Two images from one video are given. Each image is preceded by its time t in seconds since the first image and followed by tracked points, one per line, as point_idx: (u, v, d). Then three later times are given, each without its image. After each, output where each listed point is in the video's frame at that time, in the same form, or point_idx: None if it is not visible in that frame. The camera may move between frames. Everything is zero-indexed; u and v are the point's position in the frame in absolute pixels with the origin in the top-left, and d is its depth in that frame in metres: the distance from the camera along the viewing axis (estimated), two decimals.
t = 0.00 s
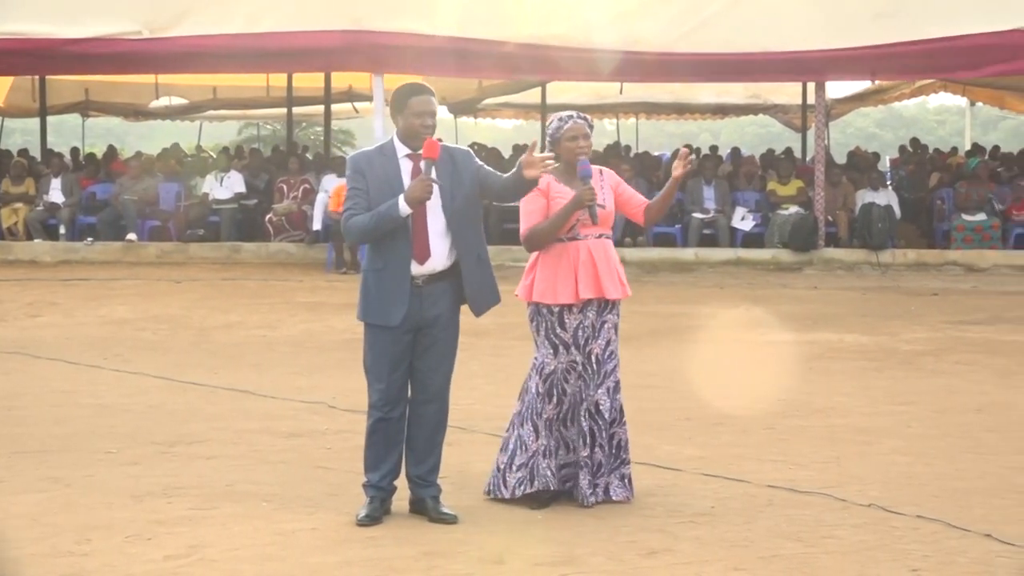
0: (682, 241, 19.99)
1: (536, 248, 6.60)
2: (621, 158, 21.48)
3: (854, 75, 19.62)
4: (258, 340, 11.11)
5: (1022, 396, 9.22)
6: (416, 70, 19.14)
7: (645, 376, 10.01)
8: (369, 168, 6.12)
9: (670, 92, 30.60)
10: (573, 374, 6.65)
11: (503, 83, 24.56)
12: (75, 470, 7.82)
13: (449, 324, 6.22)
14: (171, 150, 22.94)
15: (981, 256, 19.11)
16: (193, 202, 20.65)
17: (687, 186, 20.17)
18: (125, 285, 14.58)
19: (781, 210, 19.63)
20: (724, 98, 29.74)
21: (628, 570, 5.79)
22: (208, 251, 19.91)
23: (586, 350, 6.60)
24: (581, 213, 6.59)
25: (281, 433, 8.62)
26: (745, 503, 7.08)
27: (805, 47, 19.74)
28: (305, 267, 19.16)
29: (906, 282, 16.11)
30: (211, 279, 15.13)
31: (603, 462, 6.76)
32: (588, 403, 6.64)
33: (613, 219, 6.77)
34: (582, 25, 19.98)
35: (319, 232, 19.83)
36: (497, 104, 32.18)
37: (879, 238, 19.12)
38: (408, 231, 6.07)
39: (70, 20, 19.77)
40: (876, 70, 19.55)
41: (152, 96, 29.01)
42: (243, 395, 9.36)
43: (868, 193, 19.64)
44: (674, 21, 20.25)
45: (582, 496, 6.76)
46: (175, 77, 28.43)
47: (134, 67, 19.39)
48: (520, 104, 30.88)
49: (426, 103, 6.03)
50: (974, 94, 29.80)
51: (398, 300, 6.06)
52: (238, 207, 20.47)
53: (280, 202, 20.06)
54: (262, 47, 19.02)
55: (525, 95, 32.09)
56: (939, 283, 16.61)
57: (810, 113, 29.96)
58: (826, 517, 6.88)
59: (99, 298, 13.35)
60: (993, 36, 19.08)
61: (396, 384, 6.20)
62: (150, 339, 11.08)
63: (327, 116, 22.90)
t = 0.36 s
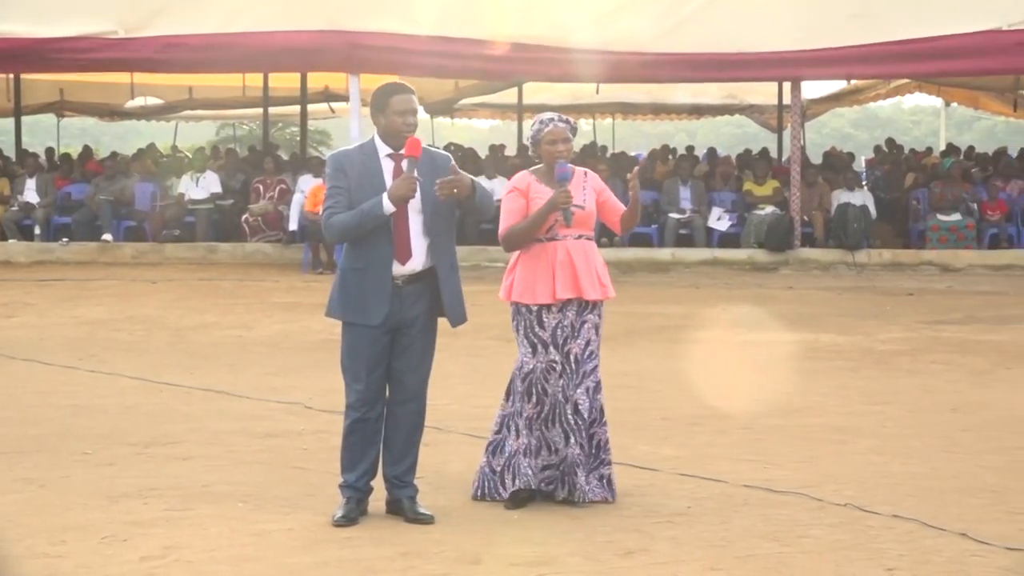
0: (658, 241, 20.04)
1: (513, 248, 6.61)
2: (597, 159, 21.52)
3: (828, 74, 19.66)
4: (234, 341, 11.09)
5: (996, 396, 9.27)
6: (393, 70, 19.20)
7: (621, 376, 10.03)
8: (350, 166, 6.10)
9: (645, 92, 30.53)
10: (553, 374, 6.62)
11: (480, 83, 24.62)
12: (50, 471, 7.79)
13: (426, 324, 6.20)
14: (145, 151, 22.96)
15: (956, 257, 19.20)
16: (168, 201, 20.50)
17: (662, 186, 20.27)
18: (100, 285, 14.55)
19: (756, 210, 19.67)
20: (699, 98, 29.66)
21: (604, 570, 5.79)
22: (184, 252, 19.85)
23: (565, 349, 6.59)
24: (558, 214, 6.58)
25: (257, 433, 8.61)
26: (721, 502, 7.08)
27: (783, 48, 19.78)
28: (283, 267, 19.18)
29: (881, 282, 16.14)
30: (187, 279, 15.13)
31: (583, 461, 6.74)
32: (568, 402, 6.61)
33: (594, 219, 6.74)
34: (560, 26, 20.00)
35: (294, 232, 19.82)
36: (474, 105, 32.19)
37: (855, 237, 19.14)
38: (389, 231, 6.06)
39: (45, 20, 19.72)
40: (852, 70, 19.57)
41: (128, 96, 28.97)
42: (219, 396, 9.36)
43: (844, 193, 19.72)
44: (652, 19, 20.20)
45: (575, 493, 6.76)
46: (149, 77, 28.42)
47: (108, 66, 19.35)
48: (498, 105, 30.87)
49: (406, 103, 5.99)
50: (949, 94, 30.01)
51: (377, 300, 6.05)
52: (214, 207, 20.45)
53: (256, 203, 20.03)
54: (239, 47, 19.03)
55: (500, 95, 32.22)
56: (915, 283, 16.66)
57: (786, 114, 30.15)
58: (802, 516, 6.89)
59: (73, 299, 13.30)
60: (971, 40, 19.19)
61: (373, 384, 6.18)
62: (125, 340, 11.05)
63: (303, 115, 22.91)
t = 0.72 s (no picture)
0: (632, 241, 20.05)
1: (485, 249, 6.62)
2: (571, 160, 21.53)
3: (798, 75, 19.69)
4: (209, 342, 11.06)
5: (969, 396, 9.29)
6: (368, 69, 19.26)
7: (596, 376, 10.04)
8: (328, 166, 6.00)
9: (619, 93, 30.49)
10: (526, 374, 6.61)
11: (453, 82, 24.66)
12: (22, 472, 7.71)
13: (404, 324, 6.16)
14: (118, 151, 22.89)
15: (928, 256, 19.24)
16: (141, 201, 20.48)
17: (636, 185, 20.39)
18: (74, 285, 14.49)
19: (730, 210, 19.71)
20: (674, 98, 29.65)
21: (577, 571, 5.74)
22: (159, 252, 19.83)
23: (538, 349, 6.59)
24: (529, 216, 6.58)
25: (231, 433, 8.57)
26: (695, 501, 7.04)
27: (757, 48, 19.81)
28: (259, 267, 19.18)
29: (854, 282, 16.15)
30: (161, 279, 15.13)
31: (554, 461, 6.71)
32: (539, 402, 6.61)
33: (569, 221, 6.72)
34: (534, 26, 20.07)
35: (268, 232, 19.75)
36: (448, 105, 32.19)
37: (828, 238, 19.23)
38: (370, 231, 6.01)
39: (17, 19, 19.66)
40: (824, 70, 19.65)
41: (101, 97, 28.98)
42: (192, 397, 9.33)
43: (817, 192, 19.82)
44: (622, 22, 20.25)
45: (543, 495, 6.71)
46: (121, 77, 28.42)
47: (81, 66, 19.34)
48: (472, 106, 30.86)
49: (384, 101, 5.96)
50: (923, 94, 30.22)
51: (357, 300, 6.00)
52: (187, 207, 20.37)
53: (229, 203, 19.99)
54: (213, 46, 19.02)
55: (475, 96, 32.27)
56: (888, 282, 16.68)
57: (761, 113, 30.33)
58: (776, 516, 6.85)
59: (45, 300, 13.24)
60: (946, 39, 19.22)
61: (350, 384, 6.12)
62: (99, 341, 11.00)
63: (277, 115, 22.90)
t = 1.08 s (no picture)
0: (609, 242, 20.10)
1: (461, 250, 6.61)
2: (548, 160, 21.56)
3: (776, 76, 19.73)
4: (185, 343, 11.05)
5: (944, 396, 9.32)
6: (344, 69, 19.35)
7: (572, 376, 10.06)
8: (309, 167, 5.98)
9: (596, 93, 29.91)
10: (504, 374, 6.61)
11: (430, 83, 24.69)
12: None
13: (384, 325, 6.13)
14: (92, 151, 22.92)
15: (903, 257, 19.30)
16: (117, 202, 20.62)
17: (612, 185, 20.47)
18: (49, 286, 14.44)
19: (706, 211, 19.73)
20: (650, 98, 29.60)
21: (555, 571, 5.71)
22: (135, 253, 19.78)
23: (516, 348, 6.59)
24: (506, 216, 6.58)
25: (207, 434, 8.54)
26: (672, 501, 7.01)
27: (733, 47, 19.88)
28: (237, 267, 19.17)
29: (829, 282, 16.19)
30: (137, 280, 15.12)
31: (529, 461, 6.68)
32: (518, 401, 6.60)
33: (545, 222, 6.72)
34: (510, 25, 20.08)
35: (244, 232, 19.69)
36: (425, 105, 32.18)
37: (804, 237, 19.26)
38: (351, 232, 6.00)
39: None
40: (800, 70, 19.70)
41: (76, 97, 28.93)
42: (168, 398, 9.30)
43: (793, 193, 19.88)
44: (598, 22, 20.14)
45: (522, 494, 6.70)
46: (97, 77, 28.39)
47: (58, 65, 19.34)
48: (450, 106, 30.82)
49: (364, 102, 5.92)
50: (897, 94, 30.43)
51: (337, 301, 5.99)
52: (163, 208, 20.35)
53: (206, 204, 19.97)
54: (192, 47, 19.07)
55: (452, 96, 32.31)
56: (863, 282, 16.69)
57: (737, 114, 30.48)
58: (753, 516, 6.84)
59: (20, 301, 13.19)
60: (924, 40, 19.32)
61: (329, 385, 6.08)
62: (75, 342, 10.95)
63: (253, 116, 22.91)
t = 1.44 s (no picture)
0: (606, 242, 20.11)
1: (457, 251, 6.61)
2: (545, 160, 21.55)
3: (773, 77, 19.77)
4: (182, 343, 11.06)
5: (940, 396, 9.32)
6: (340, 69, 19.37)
7: (568, 376, 10.06)
8: (309, 167, 5.95)
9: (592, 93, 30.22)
10: (501, 373, 6.60)
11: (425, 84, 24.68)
12: None
13: (381, 325, 6.13)
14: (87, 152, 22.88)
15: (899, 257, 19.27)
16: (113, 202, 20.60)
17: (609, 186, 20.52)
18: (45, 287, 14.44)
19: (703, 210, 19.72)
20: (646, 98, 29.62)
21: (551, 571, 5.70)
22: (131, 252, 19.74)
23: (512, 347, 6.58)
24: (503, 216, 6.57)
25: (203, 434, 8.53)
26: (668, 502, 7.01)
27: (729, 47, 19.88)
28: (233, 267, 19.16)
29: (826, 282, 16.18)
30: (133, 280, 15.11)
31: (527, 458, 6.68)
32: (514, 401, 6.60)
33: (541, 222, 6.71)
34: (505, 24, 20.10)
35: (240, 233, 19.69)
36: (421, 105, 32.16)
37: (800, 237, 19.25)
38: (350, 233, 5.99)
39: None
40: (796, 70, 19.75)
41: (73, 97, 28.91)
42: (164, 398, 9.30)
43: (789, 193, 19.87)
44: (595, 21, 20.16)
45: (523, 492, 6.70)
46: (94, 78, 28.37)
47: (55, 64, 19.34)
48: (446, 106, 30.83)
49: (365, 102, 5.91)
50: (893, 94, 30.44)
51: (336, 301, 5.97)
52: (159, 208, 20.37)
53: (202, 204, 20.01)
54: (188, 47, 19.07)
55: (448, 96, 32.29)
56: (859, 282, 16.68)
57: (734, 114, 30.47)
58: (750, 516, 6.83)
59: (16, 301, 13.19)
60: (921, 40, 19.29)
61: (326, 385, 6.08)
62: (72, 343, 10.95)
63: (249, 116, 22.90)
